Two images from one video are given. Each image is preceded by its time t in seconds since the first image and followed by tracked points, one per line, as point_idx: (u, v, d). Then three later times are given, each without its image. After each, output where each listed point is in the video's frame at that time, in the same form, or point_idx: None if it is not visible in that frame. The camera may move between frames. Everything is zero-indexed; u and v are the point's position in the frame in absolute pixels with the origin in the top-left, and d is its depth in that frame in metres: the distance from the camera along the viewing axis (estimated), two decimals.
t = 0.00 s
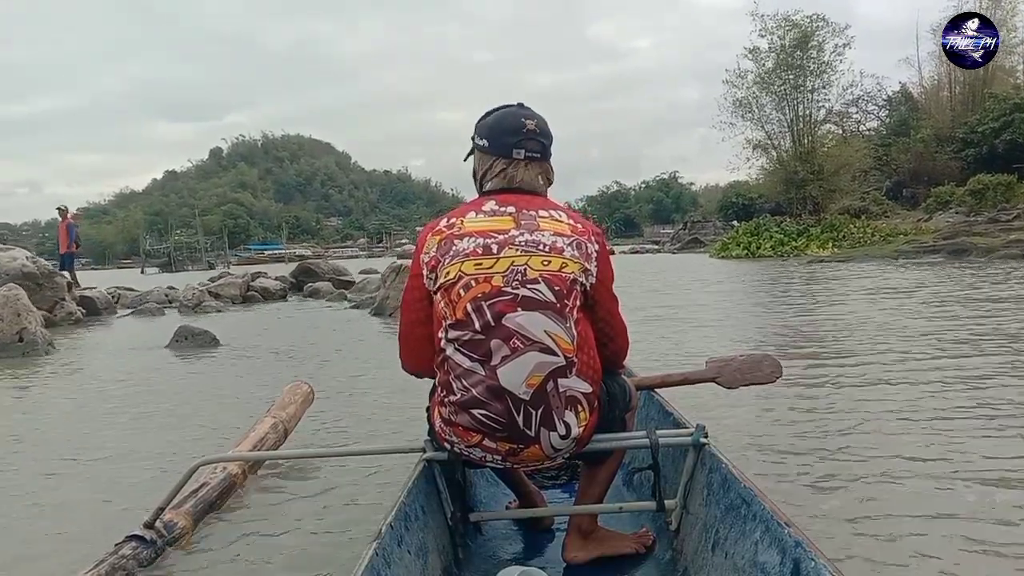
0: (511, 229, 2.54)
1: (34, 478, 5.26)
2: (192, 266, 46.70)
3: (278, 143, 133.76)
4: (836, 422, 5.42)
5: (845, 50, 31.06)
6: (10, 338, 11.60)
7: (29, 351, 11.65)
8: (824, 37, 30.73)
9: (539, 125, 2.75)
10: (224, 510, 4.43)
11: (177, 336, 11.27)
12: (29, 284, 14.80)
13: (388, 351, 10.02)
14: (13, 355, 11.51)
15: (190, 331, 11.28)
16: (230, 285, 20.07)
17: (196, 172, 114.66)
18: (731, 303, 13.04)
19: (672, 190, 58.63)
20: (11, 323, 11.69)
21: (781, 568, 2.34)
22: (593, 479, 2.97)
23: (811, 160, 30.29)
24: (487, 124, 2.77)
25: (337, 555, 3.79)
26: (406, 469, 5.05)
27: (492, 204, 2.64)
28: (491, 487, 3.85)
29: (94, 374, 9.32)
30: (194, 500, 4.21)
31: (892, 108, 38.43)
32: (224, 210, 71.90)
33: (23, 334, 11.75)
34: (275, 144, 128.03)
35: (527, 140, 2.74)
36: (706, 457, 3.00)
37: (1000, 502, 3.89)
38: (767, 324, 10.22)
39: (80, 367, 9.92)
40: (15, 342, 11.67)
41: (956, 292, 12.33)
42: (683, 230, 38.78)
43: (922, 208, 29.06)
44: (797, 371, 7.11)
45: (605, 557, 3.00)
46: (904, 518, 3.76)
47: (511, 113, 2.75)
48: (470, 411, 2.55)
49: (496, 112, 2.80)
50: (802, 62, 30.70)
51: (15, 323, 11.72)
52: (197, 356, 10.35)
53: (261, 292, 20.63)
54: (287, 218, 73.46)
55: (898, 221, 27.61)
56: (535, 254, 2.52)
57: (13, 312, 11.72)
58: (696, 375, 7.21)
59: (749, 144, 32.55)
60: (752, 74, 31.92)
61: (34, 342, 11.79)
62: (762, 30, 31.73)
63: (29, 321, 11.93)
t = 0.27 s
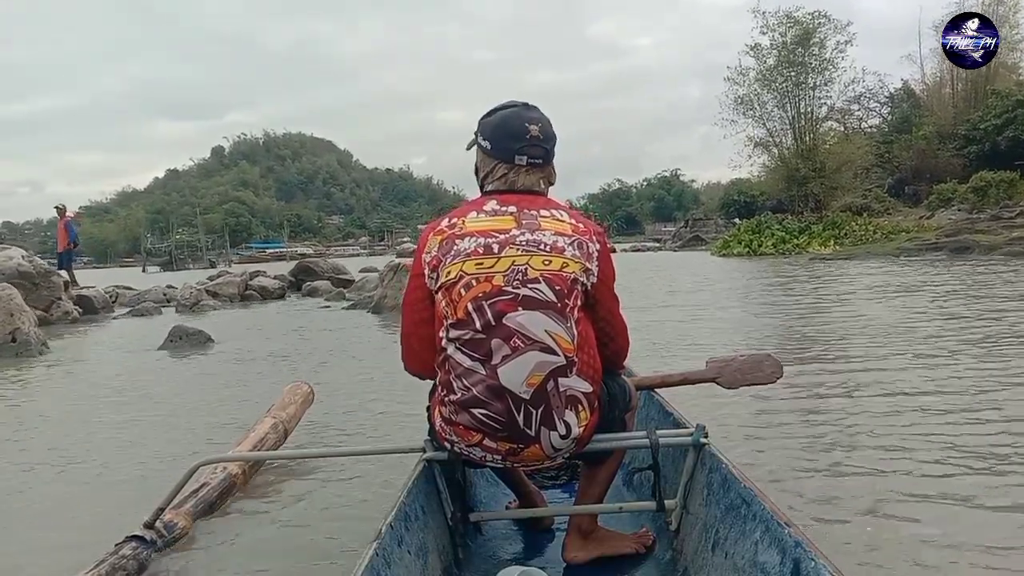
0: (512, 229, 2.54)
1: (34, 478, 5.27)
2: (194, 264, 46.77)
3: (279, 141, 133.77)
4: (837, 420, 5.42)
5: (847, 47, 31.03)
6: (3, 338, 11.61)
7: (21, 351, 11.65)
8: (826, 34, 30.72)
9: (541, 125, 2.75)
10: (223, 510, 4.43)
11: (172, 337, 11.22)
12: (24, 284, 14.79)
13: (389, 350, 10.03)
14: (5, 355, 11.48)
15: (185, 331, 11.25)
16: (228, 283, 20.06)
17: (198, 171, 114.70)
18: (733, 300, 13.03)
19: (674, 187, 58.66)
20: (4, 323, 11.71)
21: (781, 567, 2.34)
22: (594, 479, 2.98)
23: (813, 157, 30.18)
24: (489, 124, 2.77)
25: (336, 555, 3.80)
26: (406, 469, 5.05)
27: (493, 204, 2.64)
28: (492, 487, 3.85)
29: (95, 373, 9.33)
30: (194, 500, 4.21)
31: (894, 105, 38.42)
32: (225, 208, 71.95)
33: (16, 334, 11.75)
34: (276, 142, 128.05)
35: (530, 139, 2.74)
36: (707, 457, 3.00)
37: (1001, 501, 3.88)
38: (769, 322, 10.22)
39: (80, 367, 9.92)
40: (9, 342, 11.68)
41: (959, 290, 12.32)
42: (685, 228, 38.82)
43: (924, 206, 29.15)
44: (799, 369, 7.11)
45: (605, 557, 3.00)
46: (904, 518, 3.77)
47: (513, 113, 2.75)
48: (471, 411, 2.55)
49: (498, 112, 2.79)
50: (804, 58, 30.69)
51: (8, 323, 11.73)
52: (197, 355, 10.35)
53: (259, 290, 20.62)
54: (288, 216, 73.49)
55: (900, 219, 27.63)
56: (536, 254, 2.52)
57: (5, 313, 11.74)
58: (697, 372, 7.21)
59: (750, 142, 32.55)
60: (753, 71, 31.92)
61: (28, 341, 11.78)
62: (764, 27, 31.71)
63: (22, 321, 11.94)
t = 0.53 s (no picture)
0: (512, 229, 2.54)
1: (35, 479, 5.27)
2: (197, 263, 46.79)
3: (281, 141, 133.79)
4: (838, 421, 5.42)
5: (850, 46, 31.01)
6: None
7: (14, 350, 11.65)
8: (829, 33, 30.71)
9: (543, 125, 2.75)
10: (224, 511, 4.42)
11: (166, 337, 11.28)
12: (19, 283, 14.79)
13: (389, 350, 10.03)
14: None
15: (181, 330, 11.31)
16: (226, 283, 20.05)
17: (200, 170, 114.77)
18: (736, 301, 13.02)
19: (676, 187, 58.67)
20: None
21: (782, 568, 2.34)
22: (593, 479, 2.98)
23: (815, 157, 30.19)
24: (490, 124, 2.77)
25: (336, 556, 3.78)
26: (406, 470, 5.05)
27: (493, 204, 2.64)
28: (492, 487, 3.85)
29: (96, 373, 9.33)
30: (194, 500, 4.20)
31: (897, 106, 38.39)
32: (227, 208, 72.00)
33: (9, 334, 11.74)
34: (277, 142, 128.03)
35: (530, 140, 2.74)
36: (706, 457, 3.00)
37: (1003, 502, 3.87)
38: (772, 323, 10.22)
39: (80, 367, 9.92)
40: (2, 342, 11.68)
41: (962, 291, 12.32)
42: (686, 227, 38.83)
43: (927, 206, 29.10)
44: (801, 370, 7.10)
45: (604, 558, 3.00)
46: (903, 518, 3.77)
47: (515, 113, 2.75)
48: (470, 411, 2.55)
49: (499, 111, 2.80)
50: (806, 57, 30.69)
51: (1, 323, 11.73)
52: (198, 356, 10.35)
53: (258, 290, 20.62)
54: (290, 215, 73.50)
55: (902, 219, 27.64)
56: (535, 254, 2.52)
57: None
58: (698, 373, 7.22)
59: (752, 141, 32.56)
60: (756, 71, 31.92)
61: (20, 340, 11.75)
62: (767, 26, 31.71)
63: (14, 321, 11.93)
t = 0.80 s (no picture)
0: (511, 229, 2.54)
1: (35, 480, 5.27)
2: (198, 263, 46.81)
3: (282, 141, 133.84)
4: (838, 420, 5.42)
5: (851, 45, 31.00)
6: None
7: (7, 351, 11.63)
8: (831, 32, 30.71)
9: (541, 125, 2.75)
10: (224, 511, 4.42)
11: (160, 337, 11.30)
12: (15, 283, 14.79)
13: (390, 350, 10.03)
14: None
15: (174, 332, 11.33)
16: (224, 283, 20.05)
17: (201, 170, 114.76)
18: (738, 301, 13.02)
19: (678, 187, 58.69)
20: None
21: (781, 568, 2.34)
22: (593, 479, 2.98)
23: (817, 156, 30.22)
24: (488, 125, 2.77)
25: (337, 557, 3.79)
26: (405, 470, 5.05)
27: (492, 204, 2.64)
28: (492, 487, 3.85)
29: (96, 373, 9.33)
30: (194, 501, 4.20)
31: (899, 105, 38.36)
32: (228, 207, 72.03)
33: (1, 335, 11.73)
34: (278, 142, 128.02)
35: (528, 140, 2.74)
36: (706, 457, 3.00)
37: (1003, 502, 3.88)
38: (773, 322, 10.23)
39: (79, 367, 9.92)
40: None
41: (964, 290, 12.32)
42: (688, 227, 38.84)
43: (929, 205, 29.08)
44: (801, 370, 7.09)
45: (604, 557, 3.00)
46: (904, 518, 3.77)
47: (513, 113, 2.75)
48: (470, 411, 2.55)
49: (497, 112, 2.80)
50: (808, 56, 30.68)
51: None
52: (198, 356, 10.34)
53: (256, 290, 20.63)
54: (291, 215, 73.51)
55: (904, 218, 27.62)
56: (534, 254, 2.52)
57: None
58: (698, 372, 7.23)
59: (754, 140, 32.56)
60: (758, 70, 31.91)
61: (12, 341, 11.68)
62: (768, 25, 31.71)
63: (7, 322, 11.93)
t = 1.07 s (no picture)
0: (510, 229, 2.54)
1: (34, 480, 5.26)
2: (200, 263, 46.85)
3: (283, 141, 133.86)
4: (840, 420, 5.42)
5: (853, 44, 30.97)
6: None
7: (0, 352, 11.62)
8: (832, 32, 30.68)
9: (539, 125, 2.75)
10: (224, 511, 4.42)
11: (154, 339, 11.28)
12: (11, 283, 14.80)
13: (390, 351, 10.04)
14: None
15: (167, 333, 11.27)
16: (222, 283, 20.06)
17: (202, 170, 114.81)
18: (740, 300, 13.01)
19: (679, 186, 58.69)
20: None
21: (781, 568, 2.34)
22: (593, 479, 2.98)
23: (819, 156, 30.25)
24: (486, 125, 2.77)
25: (336, 557, 3.79)
26: (405, 470, 5.04)
27: (491, 204, 2.64)
28: (492, 487, 3.85)
29: (96, 374, 9.33)
30: (194, 501, 4.20)
31: (901, 104, 38.30)
32: (229, 208, 72.05)
33: None
34: (279, 142, 128.04)
35: (527, 140, 2.74)
36: (706, 457, 3.01)
37: (1003, 502, 3.87)
38: (775, 322, 10.22)
39: (79, 367, 9.92)
40: None
41: (966, 290, 12.31)
42: (689, 226, 38.84)
43: (931, 204, 29.04)
44: (802, 370, 7.07)
45: (604, 557, 3.01)
46: (904, 517, 3.77)
47: (511, 114, 2.75)
48: (470, 411, 2.55)
49: (495, 113, 2.79)
50: (809, 56, 30.65)
51: None
52: (197, 357, 10.34)
53: (255, 290, 20.64)
54: (293, 215, 73.53)
55: (906, 218, 27.60)
56: (533, 254, 2.52)
57: None
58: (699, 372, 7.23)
59: (755, 140, 32.54)
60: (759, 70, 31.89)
61: (5, 341, 11.71)
62: (769, 25, 31.68)
63: None
